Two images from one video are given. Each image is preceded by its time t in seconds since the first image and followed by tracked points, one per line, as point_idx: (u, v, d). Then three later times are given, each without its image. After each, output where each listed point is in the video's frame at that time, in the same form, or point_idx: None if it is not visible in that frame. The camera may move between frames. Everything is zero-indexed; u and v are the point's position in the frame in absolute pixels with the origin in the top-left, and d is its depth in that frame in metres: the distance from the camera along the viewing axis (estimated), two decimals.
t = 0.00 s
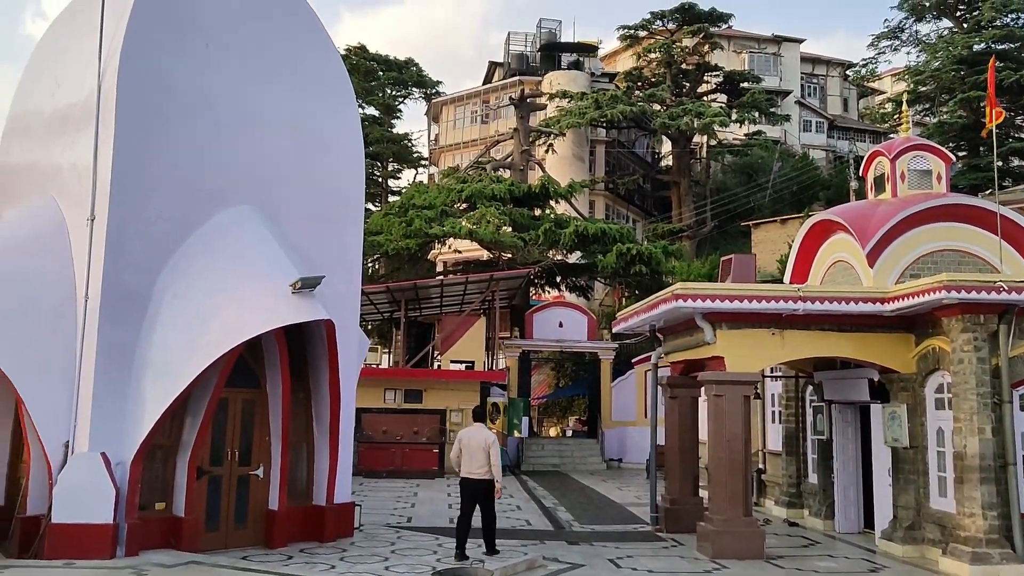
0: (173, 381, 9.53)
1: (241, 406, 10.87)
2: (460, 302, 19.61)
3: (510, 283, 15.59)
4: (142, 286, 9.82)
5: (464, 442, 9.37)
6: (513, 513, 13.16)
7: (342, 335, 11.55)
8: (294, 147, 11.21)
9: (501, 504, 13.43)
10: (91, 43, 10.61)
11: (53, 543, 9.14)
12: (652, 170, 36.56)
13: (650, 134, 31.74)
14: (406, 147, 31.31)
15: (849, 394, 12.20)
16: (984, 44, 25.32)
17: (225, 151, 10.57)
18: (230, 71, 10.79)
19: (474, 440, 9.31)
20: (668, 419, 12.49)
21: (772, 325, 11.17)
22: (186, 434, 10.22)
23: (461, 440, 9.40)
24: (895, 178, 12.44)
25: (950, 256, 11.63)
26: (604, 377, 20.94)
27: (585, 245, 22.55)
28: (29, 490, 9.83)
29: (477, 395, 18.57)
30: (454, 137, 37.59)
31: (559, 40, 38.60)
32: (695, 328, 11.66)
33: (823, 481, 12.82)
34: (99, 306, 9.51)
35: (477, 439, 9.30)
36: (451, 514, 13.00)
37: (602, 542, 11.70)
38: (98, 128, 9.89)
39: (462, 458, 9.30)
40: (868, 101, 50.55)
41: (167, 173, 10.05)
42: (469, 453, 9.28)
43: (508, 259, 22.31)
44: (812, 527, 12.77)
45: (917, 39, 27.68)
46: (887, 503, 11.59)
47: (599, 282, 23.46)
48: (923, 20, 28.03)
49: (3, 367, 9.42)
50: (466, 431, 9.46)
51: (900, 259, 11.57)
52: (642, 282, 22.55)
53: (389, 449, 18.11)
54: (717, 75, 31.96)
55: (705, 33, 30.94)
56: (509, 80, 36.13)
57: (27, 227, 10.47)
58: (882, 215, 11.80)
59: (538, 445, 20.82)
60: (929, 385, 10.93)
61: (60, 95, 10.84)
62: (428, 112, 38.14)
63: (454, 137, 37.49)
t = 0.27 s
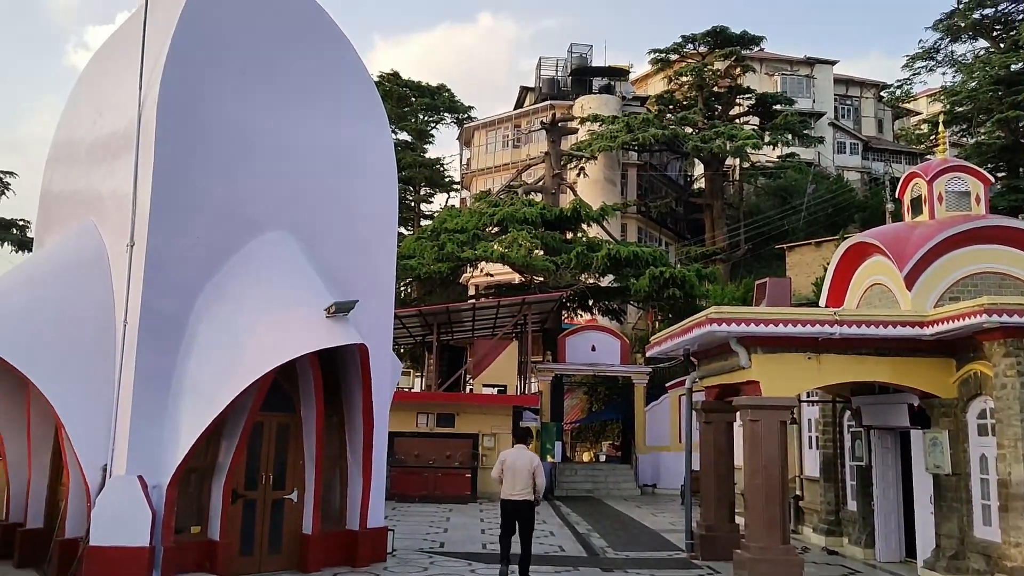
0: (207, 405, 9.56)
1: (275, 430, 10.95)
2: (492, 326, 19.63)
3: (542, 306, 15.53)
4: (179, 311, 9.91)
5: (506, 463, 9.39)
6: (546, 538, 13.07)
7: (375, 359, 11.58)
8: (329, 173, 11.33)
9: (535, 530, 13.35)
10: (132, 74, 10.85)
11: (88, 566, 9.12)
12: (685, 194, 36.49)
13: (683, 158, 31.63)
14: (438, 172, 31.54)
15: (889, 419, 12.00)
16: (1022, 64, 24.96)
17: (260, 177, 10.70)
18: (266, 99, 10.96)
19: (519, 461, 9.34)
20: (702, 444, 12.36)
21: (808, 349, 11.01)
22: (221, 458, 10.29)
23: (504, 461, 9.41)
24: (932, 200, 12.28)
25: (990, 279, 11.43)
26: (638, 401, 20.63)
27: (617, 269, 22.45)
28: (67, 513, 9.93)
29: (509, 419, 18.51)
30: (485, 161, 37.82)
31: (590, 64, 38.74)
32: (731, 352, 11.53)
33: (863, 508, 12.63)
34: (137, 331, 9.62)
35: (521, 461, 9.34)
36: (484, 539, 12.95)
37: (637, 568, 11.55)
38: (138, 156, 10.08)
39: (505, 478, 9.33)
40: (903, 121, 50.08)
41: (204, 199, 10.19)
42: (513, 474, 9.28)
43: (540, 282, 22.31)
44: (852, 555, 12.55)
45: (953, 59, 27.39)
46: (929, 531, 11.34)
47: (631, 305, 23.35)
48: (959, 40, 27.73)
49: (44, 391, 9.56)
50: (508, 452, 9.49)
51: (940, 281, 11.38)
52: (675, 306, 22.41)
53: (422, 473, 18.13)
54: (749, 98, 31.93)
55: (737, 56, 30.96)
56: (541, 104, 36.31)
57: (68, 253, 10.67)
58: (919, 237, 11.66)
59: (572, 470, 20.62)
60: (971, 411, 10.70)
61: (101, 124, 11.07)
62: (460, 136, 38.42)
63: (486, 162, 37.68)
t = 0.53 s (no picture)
0: (234, 429, 9.56)
1: (303, 455, 10.97)
2: (518, 350, 19.61)
3: (568, 331, 15.48)
4: (208, 335, 9.95)
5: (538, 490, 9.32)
6: (573, 564, 12.95)
7: (401, 383, 11.58)
8: (355, 198, 11.41)
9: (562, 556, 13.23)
10: (163, 102, 11.02)
11: None
12: (711, 217, 36.42)
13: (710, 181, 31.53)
14: (464, 196, 31.70)
15: (921, 445, 11.83)
16: None
17: (289, 203, 10.79)
18: (294, 125, 11.07)
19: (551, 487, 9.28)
20: (732, 469, 12.21)
21: (838, 373, 10.83)
22: (250, 482, 10.29)
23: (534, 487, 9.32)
24: (962, 222, 12.15)
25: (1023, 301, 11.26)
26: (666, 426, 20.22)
27: (644, 292, 22.33)
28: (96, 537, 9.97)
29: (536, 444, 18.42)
30: (511, 185, 38.01)
31: (615, 88, 38.89)
32: (760, 377, 11.38)
33: (896, 536, 12.44)
34: (166, 356, 9.64)
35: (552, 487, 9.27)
36: (510, 565, 12.85)
37: None
38: (169, 183, 10.21)
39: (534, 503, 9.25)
40: (932, 143, 49.71)
41: (233, 225, 10.28)
42: (545, 501, 9.20)
43: (567, 306, 22.26)
44: None
45: (981, 80, 27.15)
46: (965, 560, 11.11)
47: (658, 328, 23.24)
48: (987, 61, 27.52)
49: (75, 415, 9.63)
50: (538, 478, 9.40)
51: (972, 303, 11.22)
52: (703, 330, 22.27)
53: (448, 499, 17.88)
54: (776, 120, 31.91)
55: (762, 79, 30.99)
56: (567, 128, 36.47)
57: (101, 279, 10.80)
58: (950, 259, 11.52)
59: (599, 496, 20.25)
60: (1006, 437, 10.48)
61: (134, 152, 11.24)
62: (486, 161, 38.65)
63: (512, 186, 37.83)
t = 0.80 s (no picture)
0: (257, 451, 9.53)
1: (326, 478, 10.98)
2: (541, 372, 19.57)
3: (591, 353, 15.42)
4: (233, 358, 10.00)
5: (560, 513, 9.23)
6: None
7: (423, 406, 11.56)
8: (379, 221, 11.46)
9: None
10: (190, 127, 11.15)
11: None
12: (734, 238, 36.29)
13: (733, 202, 31.44)
14: (487, 218, 31.84)
15: (951, 469, 11.65)
16: None
17: (313, 226, 10.86)
18: (318, 149, 11.16)
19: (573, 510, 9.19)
20: (757, 494, 12.04)
21: (864, 396, 10.55)
22: (273, 504, 10.26)
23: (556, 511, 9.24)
24: (989, 243, 12.01)
25: None
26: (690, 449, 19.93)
27: (666, 314, 22.27)
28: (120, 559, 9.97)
29: (559, 466, 17.29)
30: (533, 207, 38.12)
31: (637, 111, 38.99)
32: (785, 400, 11.16)
33: (926, 562, 12.25)
34: (192, 378, 9.70)
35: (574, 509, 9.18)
36: None
37: None
38: (195, 206, 10.30)
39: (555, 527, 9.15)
40: (958, 163, 49.35)
41: (257, 248, 10.36)
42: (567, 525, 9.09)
43: (590, 328, 22.21)
44: None
45: (1007, 99, 26.94)
46: None
47: (682, 350, 23.12)
48: (1012, 80, 27.31)
49: (101, 437, 9.67)
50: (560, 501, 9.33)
51: (1000, 325, 11.08)
52: (727, 352, 22.12)
53: (469, 522, 16.69)
54: (799, 141, 31.87)
55: (785, 100, 31.07)
56: (589, 150, 36.59)
57: (128, 302, 10.90)
58: (977, 280, 11.38)
59: (624, 520, 19.98)
60: None
61: (161, 177, 11.37)
62: (509, 183, 38.82)
63: (535, 208, 37.91)
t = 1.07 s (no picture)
0: (279, 469, 9.53)
1: (349, 497, 10.99)
2: (562, 391, 19.50)
3: (613, 372, 15.34)
4: (256, 376, 10.03)
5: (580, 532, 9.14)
6: None
7: (445, 425, 11.54)
8: (401, 241, 11.51)
9: None
10: (215, 147, 11.27)
11: None
12: (756, 256, 36.16)
13: (755, 220, 31.30)
14: (508, 237, 31.92)
15: (980, 490, 11.37)
16: None
17: (336, 246, 10.92)
18: (342, 169, 11.24)
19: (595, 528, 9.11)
20: (782, 514, 11.88)
21: (890, 416, 10.25)
22: (296, 523, 10.27)
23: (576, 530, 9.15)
24: (1017, 260, 11.88)
25: None
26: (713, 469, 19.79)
27: (689, 332, 22.20)
28: None
29: (581, 486, 17.09)
30: (554, 225, 38.18)
31: (658, 129, 39.02)
32: (810, 420, 10.92)
33: None
34: (216, 397, 9.76)
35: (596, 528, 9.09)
36: None
37: None
38: (219, 226, 10.39)
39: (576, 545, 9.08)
40: (983, 180, 48.98)
41: (281, 267, 10.42)
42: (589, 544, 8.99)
43: (611, 346, 22.14)
44: None
45: None
46: None
47: (705, 369, 22.99)
48: None
49: (126, 456, 9.73)
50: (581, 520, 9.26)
51: None
52: (750, 371, 21.97)
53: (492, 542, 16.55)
54: (821, 159, 31.78)
55: (807, 117, 31.03)
56: (610, 169, 36.65)
57: (154, 322, 11.00)
58: (1006, 297, 11.26)
59: (646, 540, 19.61)
60: None
61: (186, 197, 11.50)
62: (530, 202, 38.91)
63: (556, 226, 37.95)
